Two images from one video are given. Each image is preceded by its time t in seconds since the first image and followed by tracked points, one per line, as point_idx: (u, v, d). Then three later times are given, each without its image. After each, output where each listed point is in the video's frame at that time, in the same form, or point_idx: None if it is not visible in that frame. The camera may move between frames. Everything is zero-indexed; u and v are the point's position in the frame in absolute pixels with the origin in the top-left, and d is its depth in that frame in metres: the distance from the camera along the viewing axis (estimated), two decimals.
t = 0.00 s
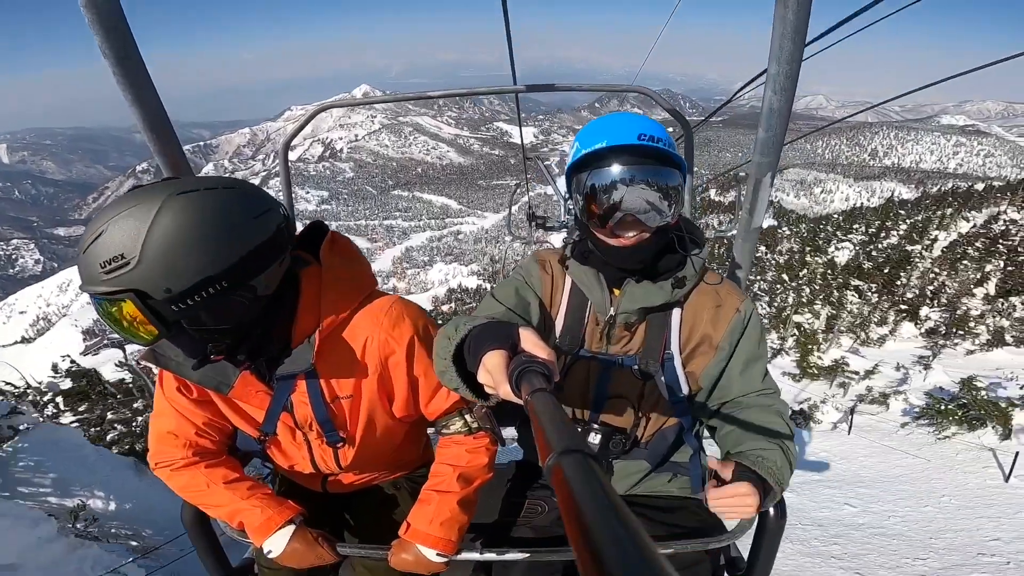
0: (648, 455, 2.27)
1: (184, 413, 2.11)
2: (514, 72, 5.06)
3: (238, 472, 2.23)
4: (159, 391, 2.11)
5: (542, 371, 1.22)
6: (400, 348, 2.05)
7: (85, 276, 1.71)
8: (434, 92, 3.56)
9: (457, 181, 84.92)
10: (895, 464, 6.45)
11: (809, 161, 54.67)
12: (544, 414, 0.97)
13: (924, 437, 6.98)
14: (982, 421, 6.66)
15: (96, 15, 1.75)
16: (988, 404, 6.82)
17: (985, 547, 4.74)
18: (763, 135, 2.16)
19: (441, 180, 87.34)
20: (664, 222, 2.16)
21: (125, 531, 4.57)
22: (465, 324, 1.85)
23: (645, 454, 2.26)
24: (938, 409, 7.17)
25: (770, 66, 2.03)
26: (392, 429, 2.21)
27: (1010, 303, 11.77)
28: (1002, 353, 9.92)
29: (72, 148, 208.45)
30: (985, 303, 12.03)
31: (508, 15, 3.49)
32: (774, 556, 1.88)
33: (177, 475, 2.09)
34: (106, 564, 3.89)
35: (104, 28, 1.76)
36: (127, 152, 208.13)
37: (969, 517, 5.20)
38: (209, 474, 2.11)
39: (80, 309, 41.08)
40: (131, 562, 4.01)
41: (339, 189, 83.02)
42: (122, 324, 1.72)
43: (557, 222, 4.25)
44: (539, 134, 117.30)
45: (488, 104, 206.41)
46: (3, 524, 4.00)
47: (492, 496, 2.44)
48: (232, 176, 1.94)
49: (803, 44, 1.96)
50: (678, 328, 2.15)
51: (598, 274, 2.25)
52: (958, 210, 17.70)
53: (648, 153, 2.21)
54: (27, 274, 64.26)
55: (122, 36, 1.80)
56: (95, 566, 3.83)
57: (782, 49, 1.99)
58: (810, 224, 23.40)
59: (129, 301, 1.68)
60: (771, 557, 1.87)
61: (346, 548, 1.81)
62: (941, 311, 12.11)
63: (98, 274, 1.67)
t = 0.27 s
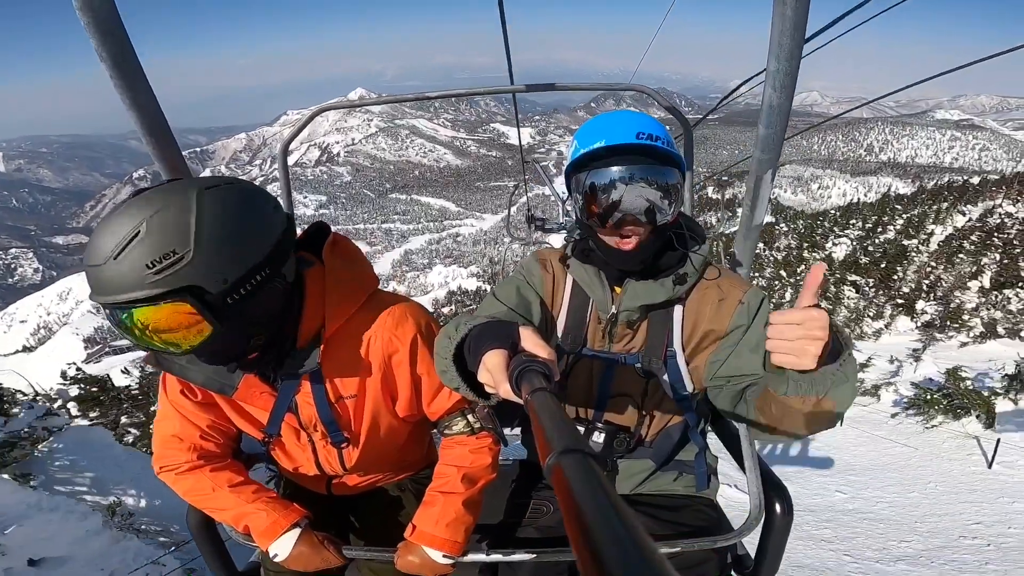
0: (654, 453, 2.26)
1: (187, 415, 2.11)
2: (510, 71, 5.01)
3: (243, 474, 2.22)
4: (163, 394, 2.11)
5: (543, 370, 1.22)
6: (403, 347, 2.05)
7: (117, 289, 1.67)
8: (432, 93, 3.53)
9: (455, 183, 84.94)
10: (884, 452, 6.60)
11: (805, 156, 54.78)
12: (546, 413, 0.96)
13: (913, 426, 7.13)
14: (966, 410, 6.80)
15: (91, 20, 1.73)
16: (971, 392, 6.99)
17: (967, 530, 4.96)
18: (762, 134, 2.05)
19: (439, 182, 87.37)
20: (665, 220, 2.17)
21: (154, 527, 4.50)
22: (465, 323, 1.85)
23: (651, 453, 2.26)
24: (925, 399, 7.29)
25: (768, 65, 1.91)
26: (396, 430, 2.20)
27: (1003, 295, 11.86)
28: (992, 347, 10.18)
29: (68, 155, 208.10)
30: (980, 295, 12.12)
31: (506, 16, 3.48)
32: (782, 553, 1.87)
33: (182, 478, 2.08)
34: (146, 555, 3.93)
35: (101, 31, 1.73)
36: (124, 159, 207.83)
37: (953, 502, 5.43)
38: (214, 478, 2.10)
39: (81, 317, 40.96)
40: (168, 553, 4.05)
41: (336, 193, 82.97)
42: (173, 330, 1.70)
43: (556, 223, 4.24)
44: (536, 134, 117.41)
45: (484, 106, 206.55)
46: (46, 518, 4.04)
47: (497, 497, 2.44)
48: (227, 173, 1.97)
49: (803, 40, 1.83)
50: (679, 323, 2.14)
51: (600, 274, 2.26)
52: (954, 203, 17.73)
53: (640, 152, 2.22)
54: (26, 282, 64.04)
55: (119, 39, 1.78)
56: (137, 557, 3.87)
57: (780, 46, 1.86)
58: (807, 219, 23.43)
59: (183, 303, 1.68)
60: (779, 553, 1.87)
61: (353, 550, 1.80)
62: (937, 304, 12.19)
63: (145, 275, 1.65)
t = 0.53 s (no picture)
0: (658, 451, 2.27)
1: (192, 418, 2.12)
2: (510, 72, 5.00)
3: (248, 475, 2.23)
4: (167, 398, 2.12)
5: (544, 370, 1.22)
6: (406, 347, 2.05)
7: (164, 261, 1.68)
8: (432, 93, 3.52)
9: (456, 181, 84.92)
10: (877, 440, 6.47)
11: (806, 150, 54.59)
12: (547, 414, 0.96)
13: (906, 414, 7.06)
14: (955, 398, 6.78)
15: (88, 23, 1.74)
16: (958, 380, 7.03)
17: (953, 513, 4.82)
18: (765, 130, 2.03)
19: (439, 181, 87.38)
20: (663, 219, 2.15)
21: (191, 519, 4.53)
22: (465, 324, 1.85)
23: (655, 452, 2.26)
24: (915, 387, 7.28)
25: (770, 61, 1.90)
26: (399, 431, 2.21)
27: (1002, 285, 11.74)
28: (992, 334, 9.93)
29: (70, 160, 208.64)
30: (979, 285, 12.05)
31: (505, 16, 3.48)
32: (787, 551, 1.86)
33: (187, 480, 2.09)
34: (188, 544, 3.99)
35: (97, 33, 1.75)
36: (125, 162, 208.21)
37: (941, 486, 5.30)
38: (218, 480, 2.10)
39: (86, 321, 41.05)
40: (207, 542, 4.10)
41: (337, 193, 83.06)
42: (226, 294, 1.74)
43: (557, 221, 4.24)
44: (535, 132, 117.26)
45: (483, 104, 206.33)
46: (99, 506, 4.06)
47: (503, 496, 2.44)
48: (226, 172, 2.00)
49: (804, 36, 1.82)
50: (680, 320, 2.14)
51: (601, 274, 2.26)
52: (956, 195, 17.64)
53: (637, 151, 2.21)
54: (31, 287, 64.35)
55: (115, 42, 1.79)
56: (177, 546, 3.93)
57: (782, 43, 1.86)
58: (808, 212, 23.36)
59: (239, 271, 1.76)
60: (784, 552, 1.86)
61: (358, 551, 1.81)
62: (936, 295, 12.13)
63: (212, 240, 1.71)
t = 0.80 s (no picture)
0: (660, 451, 2.27)
1: (193, 420, 2.11)
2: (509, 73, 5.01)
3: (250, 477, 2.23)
4: (168, 399, 2.12)
5: (543, 371, 1.22)
6: (406, 348, 2.05)
7: (181, 245, 1.71)
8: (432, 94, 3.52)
9: (456, 181, 84.99)
10: (867, 429, 6.46)
11: (805, 146, 54.58)
12: (546, 415, 0.96)
13: (895, 405, 7.09)
14: (943, 389, 6.90)
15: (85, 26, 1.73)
16: (944, 372, 7.18)
17: (936, 498, 4.91)
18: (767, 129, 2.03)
19: (439, 181, 87.47)
20: (663, 219, 2.15)
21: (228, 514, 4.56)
22: (465, 324, 1.85)
23: (657, 451, 2.26)
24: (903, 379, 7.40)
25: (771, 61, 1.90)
26: (400, 432, 2.21)
27: (998, 279, 11.74)
28: (985, 328, 9.95)
29: (70, 163, 208.89)
30: (975, 280, 12.08)
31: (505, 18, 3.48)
32: (791, 549, 1.86)
33: (189, 482, 2.09)
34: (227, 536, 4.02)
35: (96, 35, 1.74)
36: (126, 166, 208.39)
37: (925, 473, 5.37)
38: (220, 481, 2.10)
39: (89, 325, 41.19)
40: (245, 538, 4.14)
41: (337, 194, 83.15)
42: (236, 285, 1.78)
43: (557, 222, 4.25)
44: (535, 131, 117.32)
45: (482, 104, 206.43)
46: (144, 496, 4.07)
47: (504, 496, 2.44)
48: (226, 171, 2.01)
49: (806, 35, 1.83)
50: (681, 318, 2.13)
51: (602, 275, 2.26)
52: (955, 190, 17.66)
53: (636, 151, 2.20)
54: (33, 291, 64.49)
55: (114, 44, 1.79)
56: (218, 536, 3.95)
57: (783, 42, 1.86)
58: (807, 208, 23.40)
59: (253, 258, 1.82)
60: (787, 550, 1.86)
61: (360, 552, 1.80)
62: (934, 290, 12.15)
63: (230, 226, 1.77)
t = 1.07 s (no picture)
0: (661, 451, 2.26)
1: (191, 420, 2.11)
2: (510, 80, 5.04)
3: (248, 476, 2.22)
4: (167, 398, 2.11)
5: (544, 370, 1.21)
6: (407, 347, 2.05)
7: (184, 236, 1.73)
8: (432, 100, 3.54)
9: (456, 188, 85.16)
10: (856, 428, 6.52)
11: (804, 151, 54.77)
12: (546, 414, 0.95)
13: (883, 405, 7.09)
14: (927, 387, 6.90)
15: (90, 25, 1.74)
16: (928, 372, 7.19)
17: (916, 492, 5.04)
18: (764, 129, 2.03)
19: (439, 188, 87.71)
20: (662, 217, 2.15)
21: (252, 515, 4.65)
22: (465, 324, 1.84)
23: (658, 451, 2.25)
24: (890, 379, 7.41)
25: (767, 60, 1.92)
26: (400, 432, 2.20)
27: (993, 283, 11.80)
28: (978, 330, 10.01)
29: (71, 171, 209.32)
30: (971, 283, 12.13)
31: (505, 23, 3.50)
32: (793, 549, 1.85)
33: (187, 481, 2.08)
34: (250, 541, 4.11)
35: (102, 36, 1.75)
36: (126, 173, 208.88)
37: (910, 468, 5.48)
38: (218, 481, 2.09)
39: (89, 333, 41.18)
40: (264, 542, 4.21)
41: (337, 201, 83.31)
42: (237, 278, 1.79)
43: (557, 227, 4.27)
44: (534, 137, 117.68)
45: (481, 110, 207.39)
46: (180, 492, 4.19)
47: (504, 496, 2.43)
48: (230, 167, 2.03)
49: (802, 35, 1.84)
50: (681, 317, 2.13)
51: (601, 273, 2.26)
52: (952, 195, 17.72)
53: (635, 151, 2.21)
54: (34, 298, 64.44)
55: (119, 44, 1.80)
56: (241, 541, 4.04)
57: (780, 42, 1.87)
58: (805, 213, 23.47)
59: (255, 250, 1.83)
60: (789, 550, 1.85)
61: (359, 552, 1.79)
62: (929, 294, 12.22)
63: (232, 218, 1.78)
